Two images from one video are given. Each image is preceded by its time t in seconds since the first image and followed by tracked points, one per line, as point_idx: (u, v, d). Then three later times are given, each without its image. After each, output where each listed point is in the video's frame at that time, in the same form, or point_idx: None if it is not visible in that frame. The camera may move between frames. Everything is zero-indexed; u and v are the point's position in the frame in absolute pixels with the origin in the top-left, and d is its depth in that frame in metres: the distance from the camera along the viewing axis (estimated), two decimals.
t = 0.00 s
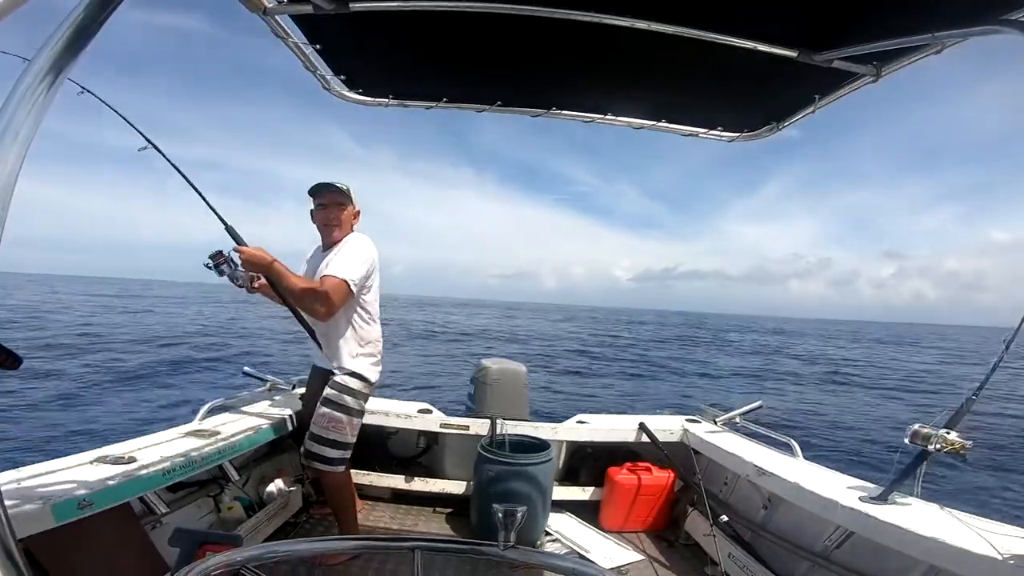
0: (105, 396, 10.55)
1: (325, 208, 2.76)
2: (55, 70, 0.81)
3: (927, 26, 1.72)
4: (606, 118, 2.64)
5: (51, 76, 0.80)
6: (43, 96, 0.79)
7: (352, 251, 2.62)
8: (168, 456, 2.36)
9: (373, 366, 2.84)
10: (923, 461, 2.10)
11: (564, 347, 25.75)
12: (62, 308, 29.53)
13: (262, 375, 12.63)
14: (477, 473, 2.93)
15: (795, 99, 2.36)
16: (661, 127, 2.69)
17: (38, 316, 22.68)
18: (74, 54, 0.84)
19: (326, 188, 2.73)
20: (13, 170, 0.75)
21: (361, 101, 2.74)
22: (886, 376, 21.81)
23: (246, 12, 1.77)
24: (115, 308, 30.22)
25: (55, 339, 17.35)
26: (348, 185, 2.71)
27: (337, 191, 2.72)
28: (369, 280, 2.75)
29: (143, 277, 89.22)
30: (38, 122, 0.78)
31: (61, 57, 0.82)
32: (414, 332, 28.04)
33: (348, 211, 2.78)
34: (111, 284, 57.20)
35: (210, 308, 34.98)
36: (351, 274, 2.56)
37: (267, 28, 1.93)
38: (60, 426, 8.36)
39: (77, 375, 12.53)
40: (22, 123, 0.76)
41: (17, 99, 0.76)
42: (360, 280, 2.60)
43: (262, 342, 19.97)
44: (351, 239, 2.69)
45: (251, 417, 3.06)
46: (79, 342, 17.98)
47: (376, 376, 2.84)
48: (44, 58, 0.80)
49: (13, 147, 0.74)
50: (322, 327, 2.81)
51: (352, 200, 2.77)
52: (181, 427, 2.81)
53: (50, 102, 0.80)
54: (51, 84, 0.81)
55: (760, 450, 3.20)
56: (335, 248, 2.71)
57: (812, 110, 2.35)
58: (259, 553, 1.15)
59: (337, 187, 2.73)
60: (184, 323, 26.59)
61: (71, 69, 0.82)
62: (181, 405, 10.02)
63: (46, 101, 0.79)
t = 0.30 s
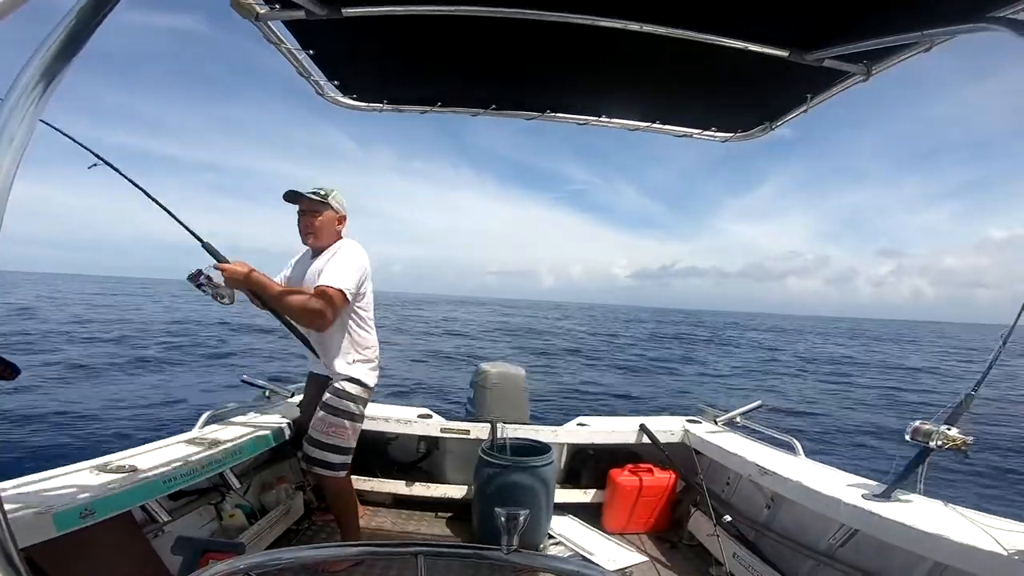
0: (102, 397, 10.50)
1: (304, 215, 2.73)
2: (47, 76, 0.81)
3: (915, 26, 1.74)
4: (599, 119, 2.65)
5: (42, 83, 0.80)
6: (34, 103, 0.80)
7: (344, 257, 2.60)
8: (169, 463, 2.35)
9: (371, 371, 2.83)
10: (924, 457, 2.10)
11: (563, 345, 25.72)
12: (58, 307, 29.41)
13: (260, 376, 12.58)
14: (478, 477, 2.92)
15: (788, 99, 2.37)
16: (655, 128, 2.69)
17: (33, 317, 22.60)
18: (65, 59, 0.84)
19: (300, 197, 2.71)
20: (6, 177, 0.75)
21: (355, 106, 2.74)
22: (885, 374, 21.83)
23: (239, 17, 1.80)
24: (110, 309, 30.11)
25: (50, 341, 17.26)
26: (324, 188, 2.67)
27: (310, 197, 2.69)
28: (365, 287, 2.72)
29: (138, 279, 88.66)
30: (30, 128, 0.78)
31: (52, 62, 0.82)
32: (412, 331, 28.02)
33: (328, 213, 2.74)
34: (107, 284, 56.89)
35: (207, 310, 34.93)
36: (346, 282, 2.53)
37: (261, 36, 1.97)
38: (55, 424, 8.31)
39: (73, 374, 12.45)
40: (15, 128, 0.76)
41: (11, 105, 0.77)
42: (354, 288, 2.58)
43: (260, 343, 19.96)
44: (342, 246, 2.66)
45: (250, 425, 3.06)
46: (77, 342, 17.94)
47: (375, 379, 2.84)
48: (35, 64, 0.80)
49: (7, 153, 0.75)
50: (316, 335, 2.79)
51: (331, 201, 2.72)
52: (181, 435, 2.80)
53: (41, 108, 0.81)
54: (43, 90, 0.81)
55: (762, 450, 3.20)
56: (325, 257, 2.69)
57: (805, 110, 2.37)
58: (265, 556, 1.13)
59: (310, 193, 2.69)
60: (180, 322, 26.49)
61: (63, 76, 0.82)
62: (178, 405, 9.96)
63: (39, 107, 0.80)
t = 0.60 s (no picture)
0: (100, 380, 10.37)
1: (275, 248, 2.72)
2: (27, 107, 0.89)
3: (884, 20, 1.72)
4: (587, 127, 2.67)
5: (23, 113, 0.88)
6: (19, 132, 0.88)
7: (334, 284, 2.61)
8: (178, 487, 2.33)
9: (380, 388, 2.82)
10: (937, 447, 2.09)
11: (563, 340, 25.61)
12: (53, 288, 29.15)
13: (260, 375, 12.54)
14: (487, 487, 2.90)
15: (770, 99, 2.38)
16: (643, 132, 2.70)
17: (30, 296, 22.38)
18: (45, 86, 0.92)
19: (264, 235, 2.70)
20: None
21: (341, 124, 2.77)
22: (887, 372, 21.78)
23: (219, 38, 1.87)
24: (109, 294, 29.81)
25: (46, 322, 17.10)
26: (284, 220, 2.64)
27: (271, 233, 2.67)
28: (355, 315, 2.70)
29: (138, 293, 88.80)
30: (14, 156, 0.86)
31: (31, 93, 0.89)
32: (411, 323, 27.84)
33: (294, 240, 2.67)
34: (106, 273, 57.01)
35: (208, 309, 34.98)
36: (335, 309, 2.55)
37: (245, 59, 2.00)
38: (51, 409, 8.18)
39: (70, 359, 12.31)
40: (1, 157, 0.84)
41: None
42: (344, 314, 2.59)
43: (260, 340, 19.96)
44: (321, 274, 2.65)
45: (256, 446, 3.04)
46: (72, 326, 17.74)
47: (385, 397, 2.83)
48: (15, 95, 0.88)
49: None
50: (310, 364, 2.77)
51: (293, 228, 2.66)
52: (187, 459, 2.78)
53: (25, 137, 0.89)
54: (24, 120, 0.89)
55: (771, 448, 3.19)
56: (308, 287, 2.67)
57: (787, 108, 2.36)
58: None
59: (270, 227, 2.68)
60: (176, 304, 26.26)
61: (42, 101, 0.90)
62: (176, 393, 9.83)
63: (23, 135, 0.88)
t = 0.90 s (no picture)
0: (101, 374, 10.35)
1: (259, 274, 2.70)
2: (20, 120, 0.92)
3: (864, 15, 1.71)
4: (580, 130, 2.68)
5: (16, 126, 0.91)
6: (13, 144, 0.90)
7: (323, 302, 2.60)
8: (187, 501, 2.32)
9: (389, 396, 2.81)
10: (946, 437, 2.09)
11: (564, 337, 25.55)
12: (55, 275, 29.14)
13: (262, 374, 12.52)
14: (495, 492, 2.89)
15: (760, 97, 2.37)
16: (636, 134, 2.71)
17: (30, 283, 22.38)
18: (37, 97, 0.95)
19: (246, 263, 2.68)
20: None
21: (335, 135, 2.77)
22: (890, 374, 21.69)
23: (208, 53, 1.88)
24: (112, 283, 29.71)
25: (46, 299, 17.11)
26: (264, 243, 2.60)
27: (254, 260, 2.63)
28: (350, 329, 2.69)
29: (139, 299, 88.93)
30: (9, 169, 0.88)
31: (24, 104, 0.92)
32: (411, 320, 27.78)
33: (276, 263, 2.65)
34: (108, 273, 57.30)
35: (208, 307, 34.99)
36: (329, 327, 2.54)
37: (234, 72, 2.01)
38: (52, 403, 8.15)
39: (71, 348, 12.27)
40: None
41: None
42: (336, 333, 2.60)
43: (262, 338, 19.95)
44: (308, 294, 2.62)
45: (262, 458, 3.03)
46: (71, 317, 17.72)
47: (395, 403, 2.83)
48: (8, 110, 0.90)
49: None
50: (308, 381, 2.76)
51: (273, 252, 2.63)
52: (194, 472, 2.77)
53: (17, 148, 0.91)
54: (17, 132, 0.91)
55: (779, 444, 3.17)
56: (299, 307, 2.64)
57: (776, 104, 2.35)
58: None
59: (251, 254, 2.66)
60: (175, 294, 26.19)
61: (35, 110, 0.93)
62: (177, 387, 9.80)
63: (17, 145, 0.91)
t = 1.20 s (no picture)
0: (104, 365, 10.41)
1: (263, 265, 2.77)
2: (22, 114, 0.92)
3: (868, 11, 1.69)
4: (584, 122, 2.66)
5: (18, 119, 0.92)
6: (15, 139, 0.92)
7: (323, 289, 2.61)
8: (191, 493, 2.34)
9: (391, 385, 2.82)
10: (947, 433, 2.08)
11: (565, 335, 25.53)
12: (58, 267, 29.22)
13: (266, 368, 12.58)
14: (498, 484, 2.91)
15: (766, 90, 2.35)
16: (641, 126, 2.70)
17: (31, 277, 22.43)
18: (39, 91, 0.96)
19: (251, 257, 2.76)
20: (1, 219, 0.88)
21: (339, 127, 2.76)
22: (892, 377, 21.61)
23: (211, 46, 1.89)
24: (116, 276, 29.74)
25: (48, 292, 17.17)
26: (266, 237, 2.66)
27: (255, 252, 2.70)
28: (348, 316, 2.70)
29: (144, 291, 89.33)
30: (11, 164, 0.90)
31: (28, 99, 0.94)
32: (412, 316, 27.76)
33: (277, 254, 2.70)
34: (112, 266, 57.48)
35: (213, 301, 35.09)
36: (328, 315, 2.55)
37: (237, 64, 2.00)
38: (55, 397, 8.21)
39: (76, 341, 12.32)
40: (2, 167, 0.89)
41: None
42: (336, 319, 2.60)
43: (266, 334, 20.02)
44: (307, 282, 2.65)
45: (266, 449, 3.06)
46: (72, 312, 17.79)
47: (398, 392, 2.83)
48: (10, 104, 0.91)
49: None
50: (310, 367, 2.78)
51: (273, 243, 2.69)
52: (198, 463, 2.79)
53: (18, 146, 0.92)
54: (20, 127, 0.93)
55: (780, 439, 3.17)
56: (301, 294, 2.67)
57: (782, 98, 2.33)
58: None
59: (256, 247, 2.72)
60: (176, 288, 26.25)
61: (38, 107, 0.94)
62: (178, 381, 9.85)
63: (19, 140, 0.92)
